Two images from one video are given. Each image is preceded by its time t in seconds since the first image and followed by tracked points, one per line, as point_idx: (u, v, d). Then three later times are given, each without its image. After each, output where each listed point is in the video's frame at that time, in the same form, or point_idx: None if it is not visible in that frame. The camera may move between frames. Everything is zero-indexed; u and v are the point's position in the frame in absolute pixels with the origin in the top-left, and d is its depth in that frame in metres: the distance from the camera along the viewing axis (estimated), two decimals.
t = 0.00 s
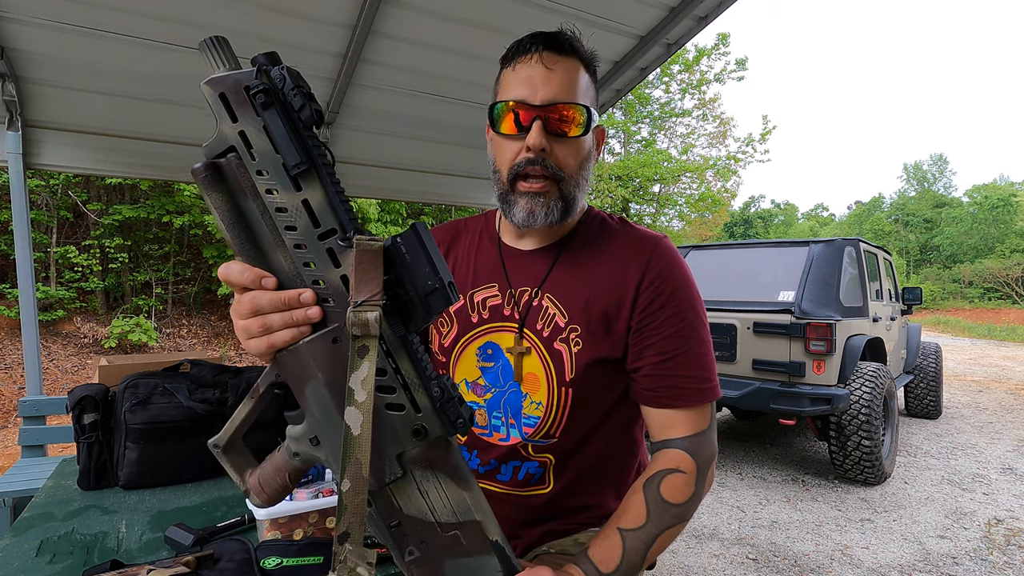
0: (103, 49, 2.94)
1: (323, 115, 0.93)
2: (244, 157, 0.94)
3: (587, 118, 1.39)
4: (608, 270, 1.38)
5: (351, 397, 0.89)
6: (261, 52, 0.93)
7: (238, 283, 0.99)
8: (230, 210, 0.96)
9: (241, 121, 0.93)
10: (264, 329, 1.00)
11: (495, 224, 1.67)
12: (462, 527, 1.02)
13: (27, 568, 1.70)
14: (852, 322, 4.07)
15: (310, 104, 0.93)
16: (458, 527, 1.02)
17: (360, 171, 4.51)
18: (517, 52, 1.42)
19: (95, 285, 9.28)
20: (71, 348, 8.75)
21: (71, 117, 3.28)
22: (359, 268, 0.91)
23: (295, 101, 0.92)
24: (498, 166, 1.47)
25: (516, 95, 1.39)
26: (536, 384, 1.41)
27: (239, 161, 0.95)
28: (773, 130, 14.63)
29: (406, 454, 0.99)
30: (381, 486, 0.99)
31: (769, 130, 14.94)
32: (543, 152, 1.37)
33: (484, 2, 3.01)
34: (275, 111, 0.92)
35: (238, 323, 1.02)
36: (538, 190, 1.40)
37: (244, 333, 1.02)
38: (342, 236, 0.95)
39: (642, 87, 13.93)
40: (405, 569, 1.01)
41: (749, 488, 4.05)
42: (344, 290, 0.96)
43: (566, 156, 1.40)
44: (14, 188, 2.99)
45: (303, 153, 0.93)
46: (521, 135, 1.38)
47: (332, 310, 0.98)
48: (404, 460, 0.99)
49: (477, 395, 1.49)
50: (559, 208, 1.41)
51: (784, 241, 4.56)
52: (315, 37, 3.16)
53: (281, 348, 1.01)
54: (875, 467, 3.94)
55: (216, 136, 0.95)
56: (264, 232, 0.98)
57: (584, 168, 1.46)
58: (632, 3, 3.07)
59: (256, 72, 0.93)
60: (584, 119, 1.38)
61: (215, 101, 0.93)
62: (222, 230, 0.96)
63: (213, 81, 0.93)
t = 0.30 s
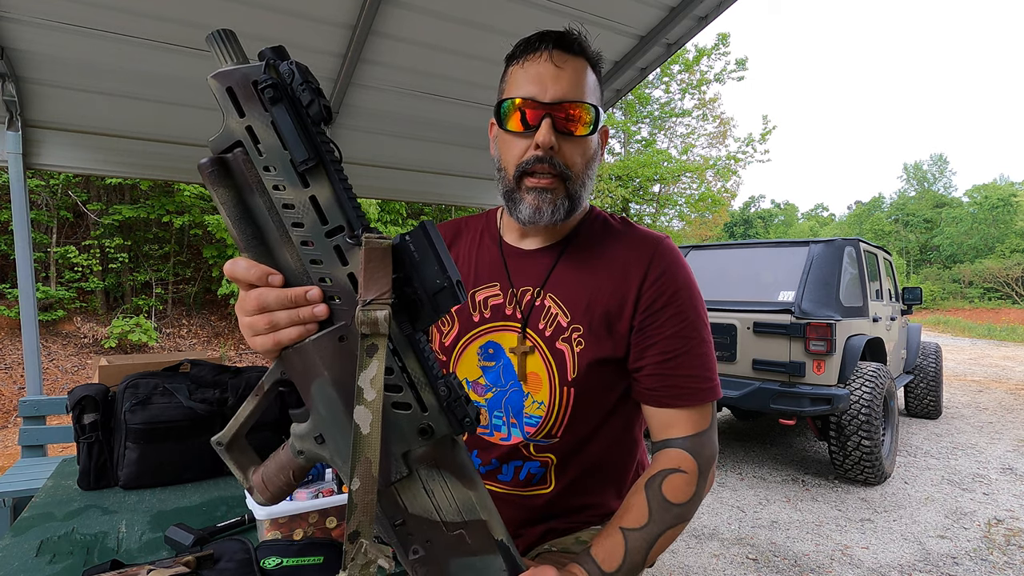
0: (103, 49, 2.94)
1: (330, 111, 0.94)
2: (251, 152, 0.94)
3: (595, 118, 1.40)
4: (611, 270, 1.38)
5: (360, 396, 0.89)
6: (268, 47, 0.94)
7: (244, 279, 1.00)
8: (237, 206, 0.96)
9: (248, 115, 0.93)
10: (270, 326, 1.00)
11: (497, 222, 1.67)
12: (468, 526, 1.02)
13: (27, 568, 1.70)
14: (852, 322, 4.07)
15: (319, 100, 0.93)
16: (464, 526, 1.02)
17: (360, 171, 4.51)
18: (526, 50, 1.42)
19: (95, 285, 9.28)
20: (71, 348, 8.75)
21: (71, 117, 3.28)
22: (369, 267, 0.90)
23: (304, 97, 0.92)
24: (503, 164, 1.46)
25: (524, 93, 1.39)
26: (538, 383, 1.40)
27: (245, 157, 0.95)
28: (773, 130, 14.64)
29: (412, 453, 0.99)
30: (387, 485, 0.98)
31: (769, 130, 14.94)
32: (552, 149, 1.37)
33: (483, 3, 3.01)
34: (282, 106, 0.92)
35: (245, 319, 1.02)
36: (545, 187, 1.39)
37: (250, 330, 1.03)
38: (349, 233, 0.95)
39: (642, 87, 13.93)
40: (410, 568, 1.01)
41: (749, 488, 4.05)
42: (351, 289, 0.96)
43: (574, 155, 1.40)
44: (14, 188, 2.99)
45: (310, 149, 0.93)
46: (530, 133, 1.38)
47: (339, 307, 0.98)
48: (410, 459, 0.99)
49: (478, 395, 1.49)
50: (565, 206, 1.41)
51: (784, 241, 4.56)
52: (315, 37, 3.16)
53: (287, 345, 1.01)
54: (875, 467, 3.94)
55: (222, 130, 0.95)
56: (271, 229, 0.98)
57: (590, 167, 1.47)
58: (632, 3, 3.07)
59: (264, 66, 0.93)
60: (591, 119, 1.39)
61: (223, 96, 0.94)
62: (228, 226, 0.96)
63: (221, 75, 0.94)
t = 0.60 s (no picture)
0: (103, 49, 2.94)
1: (341, 111, 0.94)
2: (262, 151, 0.94)
3: (597, 119, 1.40)
4: (611, 270, 1.39)
5: (371, 394, 0.89)
6: (278, 46, 0.94)
7: (253, 278, 1.00)
8: (246, 204, 0.96)
9: (259, 114, 0.93)
10: (279, 325, 1.00)
11: (497, 220, 1.67)
12: (474, 525, 1.02)
13: (27, 568, 1.70)
14: (852, 322, 4.07)
15: (329, 100, 0.93)
16: (470, 525, 1.01)
17: (360, 170, 4.51)
18: (528, 52, 1.43)
19: (95, 285, 9.28)
20: (71, 348, 8.75)
21: (71, 117, 3.28)
22: (379, 266, 0.90)
23: (314, 96, 0.92)
24: (505, 166, 1.46)
25: (527, 95, 1.39)
26: (535, 381, 1.41)
27: (255, 155, 0.95)
28: (773, 130, 14.65)
29: (420, 451, 0.99)
30: (393, 483, 0.98)
31: (769, 130, 14.95)
32: (554, 150, 1.37)
33: (483, 3, 3.01)
34: (293, 105, 0.92)
35: (254, 318, 1.03)
36: (547, 189, 1.39)
37: (258, 328, 1.03)
38: (359, 233, 0.95)
39: (642, 87, 13.93)
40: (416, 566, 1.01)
41: (749, 488, 4.05)
42: (360, 287, 0.96)
43: (576, 156, 1.40)
44: (14, 188, 2.99)
45: (321, 148, 0.93)
46: (533, 134, 1.38)
47: (348, 306, 0.98)
48: (417, 457, 0.99)
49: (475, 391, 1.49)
50: (567, 207, 1.42)
51: (784, 241, 4.56)
52: (315, 37, 3.16)
53: (296, 343, 1.01)
54: (875, 467, 3.94)
55: (232, 128, 0.95)
56: (280, 227, 0.98)
57: (592, 168, 1.47)
58: (632, 3, 3.07)
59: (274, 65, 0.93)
60: (594, 120, 1.39)
61: (233, 94, 0.94)
62: (237, 224, 0.96)
63: (231, 73, 0.93)
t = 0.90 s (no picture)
0: (103, 49, 2.94)
1: (339, 112, 0.94)
2: (261, 152, 0.94)
3: (597, 118, 1.40)
4: (610, 269, 1.38)
5: (372, 395, 0.89)
6: (277, 47, 0.94)
7: (253, 278, 1.00)
8: (246, 205, 0.96)
9: (258, 115, 0.93)
10: (279, 325, 1.00)
11: (496, 221, 1.67)
12: (474, 525, 1.02)
13: (27, 568, 1.70)
14: (852, 322, 4.07)
15: (328, 100, 0.93)
16: (470, 525, 1.02)
17: (360, 170, 4.51)
18: (528, 52, 1.43)
19: (95, 285, 9.28)
20: (71, 348, 8.75)
21: (71, 117, 3.28)
22: (378, 266, 0.90)
23: (313, 97, 0.92)
24: (505, 165, 1.46)
25: (526, 94, 1.38)
26: (536, 381, 1.41)
27: (255, 156, 0.95)
28: (773, 130, 14.66)
29: (419, 451, 0.98)
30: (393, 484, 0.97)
31: (769, 131, 14.96)
32: (555, 149, 1.37)
33: (483, 3, 3.01)
34: (292, 106, 0.92)
35: (252, 318, 1.02)
36: (548, 187, 1.39)
37: (258, 329, 1.03)
38: (358, 233, 0.95)
39: (642, 87, 13.94)
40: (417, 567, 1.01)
41: (749, 488, 4.05)
42: (360, 288, 0.96)
43: (576, 155, 1.40)
44: (15, 188, 2.99)
45: (320, 149, 0.93)
46: (533, 134, 1.38)
47: (347, 306, 0.98)
48: (417, 458, 0.99)
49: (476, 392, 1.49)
50: (567, 207, 1.42)
51: (784, 241, 4.56)
52: (315, 37, 3.16)
53: (295, 344, 1.01)
54: (875, 467, 3.94)
55: (231, 130, 0.95)
56: (280, 228, 0.98)
57: (592, 167, 1.47)
58: (632, 3, 3.06)
59: (273, 66, 0.93)
60: (593, 119, 1.39)
61: (232, 96, 0.94)
62: (237, 225, 0.96)
63: (230, 75, 0.93)
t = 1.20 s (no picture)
0: (102, 49, 2.94)
1: (321, 118, 0.94)
2: (245, 160, 0.94)
3: (599, 117, 1.40)
4: (610, 270, 1.39)
5: (351, 395, 0.89)
6: (263, 57, 0.94)
7: (238, 283, 1.00)
8: (231, 211, 0.96)
9: (242, 123, 0.92)
10: (263, 329, 1.00)
11: (499, 222, 1.67)
12: (457, 525, 1.02)
13: (28, 568, 1.70)
14: (852, 322, 4.07)
15: (309, 108, 0.93)
16: (453, 526, 1.01)
17: (360, 170, 4.51)
18: (530, 52, 1.43)
19: (95, 285, 9.28)
20: (71, 348, 8.75)
21: (71, 117, 3.28)
22: (356, 268, 0.91)
23: (294, 104, 0.92)
24: (508, 164, 1.46)
25: (529, 93, 1.38)
26: (534, 381, 1.40)
27: (240, 163, 0.95)
28: (773, 130, 14.67)
29: (402, 452, 0.99)
30: (377, 483, 0.97)
31: (769, 131, 14.97)
32: (558, 146, 1.37)
33: (483, 3, 3.01)
34: (274, 114, 0.92)
35: (238, 322, 1.02)
36: (551, 184, 1.39)
37: (243, 332, 1.03)
38: (338, 237, 0.95)
39: (642, 87, 13.94)
40: (402, 567, 1.00)
41: (749, 488, 4.05)
42: (341, 290, 0.96)
43: (579, 153, 1.40)
44: (15, 188, 2.99)
45: (301, 155, 0.93)
46: (536, 132, 1.38)
47: (330, 309, 0.97)
48: (400, 458, 0.99)
49: (475, 391, 1.49)
50: (572, 203, 1.41)
51: (784, 241, 4.56)
52: (315, 37, 3.16)
53: (279, 346, 1.01)
54: (875, 467, 3.94)
55: (218, 138, 0.95)
56: (265, 233, 0.98)
57: (594, 166, 1.47)
58: (632, 3, 3.06)
59: (257, 75, 0.93)
60: (595, 119, 1.40)
61: (216, 104, 0.94)
62: (223, 231, 0.96)
63: (216, 85, 0.93)
